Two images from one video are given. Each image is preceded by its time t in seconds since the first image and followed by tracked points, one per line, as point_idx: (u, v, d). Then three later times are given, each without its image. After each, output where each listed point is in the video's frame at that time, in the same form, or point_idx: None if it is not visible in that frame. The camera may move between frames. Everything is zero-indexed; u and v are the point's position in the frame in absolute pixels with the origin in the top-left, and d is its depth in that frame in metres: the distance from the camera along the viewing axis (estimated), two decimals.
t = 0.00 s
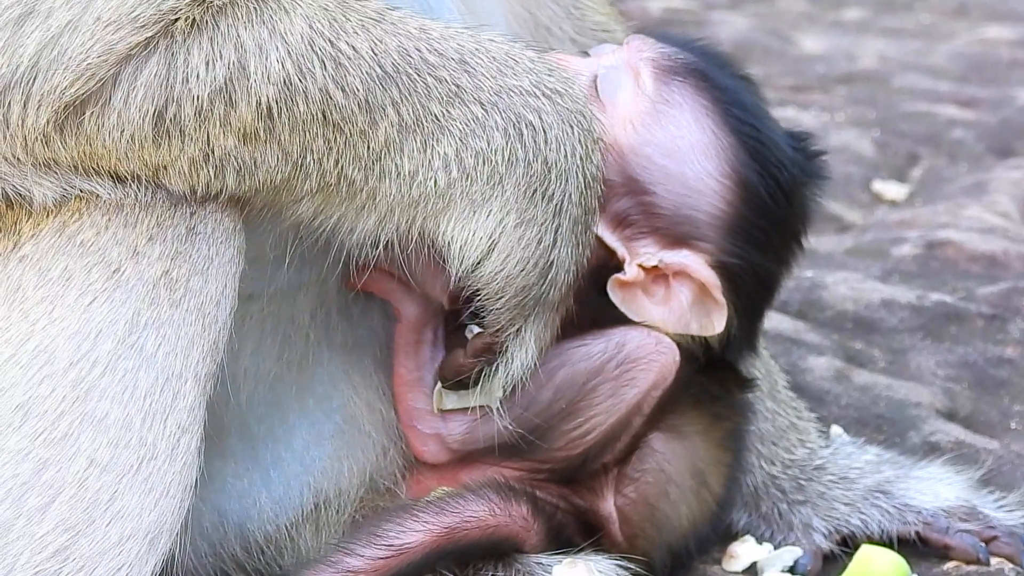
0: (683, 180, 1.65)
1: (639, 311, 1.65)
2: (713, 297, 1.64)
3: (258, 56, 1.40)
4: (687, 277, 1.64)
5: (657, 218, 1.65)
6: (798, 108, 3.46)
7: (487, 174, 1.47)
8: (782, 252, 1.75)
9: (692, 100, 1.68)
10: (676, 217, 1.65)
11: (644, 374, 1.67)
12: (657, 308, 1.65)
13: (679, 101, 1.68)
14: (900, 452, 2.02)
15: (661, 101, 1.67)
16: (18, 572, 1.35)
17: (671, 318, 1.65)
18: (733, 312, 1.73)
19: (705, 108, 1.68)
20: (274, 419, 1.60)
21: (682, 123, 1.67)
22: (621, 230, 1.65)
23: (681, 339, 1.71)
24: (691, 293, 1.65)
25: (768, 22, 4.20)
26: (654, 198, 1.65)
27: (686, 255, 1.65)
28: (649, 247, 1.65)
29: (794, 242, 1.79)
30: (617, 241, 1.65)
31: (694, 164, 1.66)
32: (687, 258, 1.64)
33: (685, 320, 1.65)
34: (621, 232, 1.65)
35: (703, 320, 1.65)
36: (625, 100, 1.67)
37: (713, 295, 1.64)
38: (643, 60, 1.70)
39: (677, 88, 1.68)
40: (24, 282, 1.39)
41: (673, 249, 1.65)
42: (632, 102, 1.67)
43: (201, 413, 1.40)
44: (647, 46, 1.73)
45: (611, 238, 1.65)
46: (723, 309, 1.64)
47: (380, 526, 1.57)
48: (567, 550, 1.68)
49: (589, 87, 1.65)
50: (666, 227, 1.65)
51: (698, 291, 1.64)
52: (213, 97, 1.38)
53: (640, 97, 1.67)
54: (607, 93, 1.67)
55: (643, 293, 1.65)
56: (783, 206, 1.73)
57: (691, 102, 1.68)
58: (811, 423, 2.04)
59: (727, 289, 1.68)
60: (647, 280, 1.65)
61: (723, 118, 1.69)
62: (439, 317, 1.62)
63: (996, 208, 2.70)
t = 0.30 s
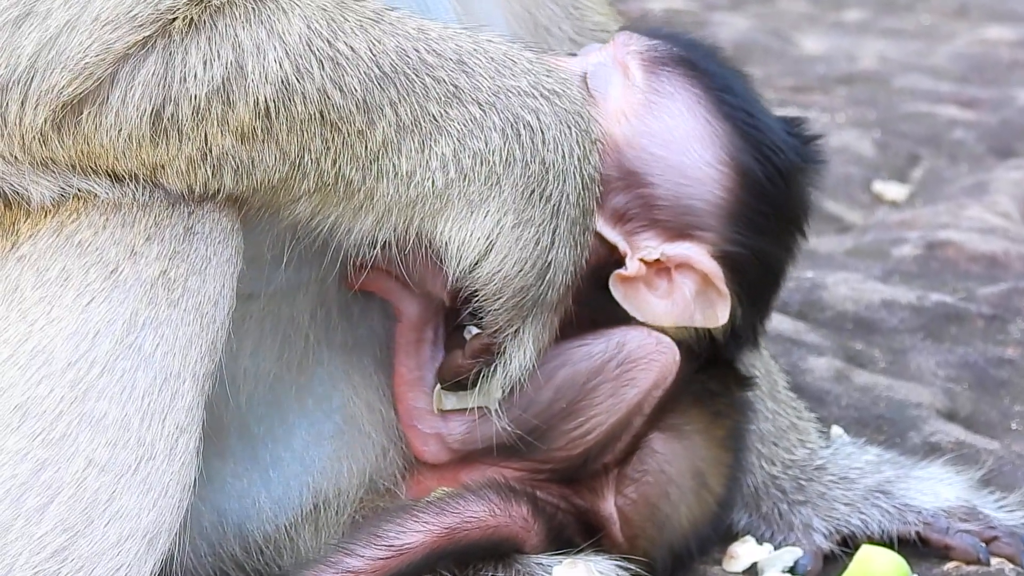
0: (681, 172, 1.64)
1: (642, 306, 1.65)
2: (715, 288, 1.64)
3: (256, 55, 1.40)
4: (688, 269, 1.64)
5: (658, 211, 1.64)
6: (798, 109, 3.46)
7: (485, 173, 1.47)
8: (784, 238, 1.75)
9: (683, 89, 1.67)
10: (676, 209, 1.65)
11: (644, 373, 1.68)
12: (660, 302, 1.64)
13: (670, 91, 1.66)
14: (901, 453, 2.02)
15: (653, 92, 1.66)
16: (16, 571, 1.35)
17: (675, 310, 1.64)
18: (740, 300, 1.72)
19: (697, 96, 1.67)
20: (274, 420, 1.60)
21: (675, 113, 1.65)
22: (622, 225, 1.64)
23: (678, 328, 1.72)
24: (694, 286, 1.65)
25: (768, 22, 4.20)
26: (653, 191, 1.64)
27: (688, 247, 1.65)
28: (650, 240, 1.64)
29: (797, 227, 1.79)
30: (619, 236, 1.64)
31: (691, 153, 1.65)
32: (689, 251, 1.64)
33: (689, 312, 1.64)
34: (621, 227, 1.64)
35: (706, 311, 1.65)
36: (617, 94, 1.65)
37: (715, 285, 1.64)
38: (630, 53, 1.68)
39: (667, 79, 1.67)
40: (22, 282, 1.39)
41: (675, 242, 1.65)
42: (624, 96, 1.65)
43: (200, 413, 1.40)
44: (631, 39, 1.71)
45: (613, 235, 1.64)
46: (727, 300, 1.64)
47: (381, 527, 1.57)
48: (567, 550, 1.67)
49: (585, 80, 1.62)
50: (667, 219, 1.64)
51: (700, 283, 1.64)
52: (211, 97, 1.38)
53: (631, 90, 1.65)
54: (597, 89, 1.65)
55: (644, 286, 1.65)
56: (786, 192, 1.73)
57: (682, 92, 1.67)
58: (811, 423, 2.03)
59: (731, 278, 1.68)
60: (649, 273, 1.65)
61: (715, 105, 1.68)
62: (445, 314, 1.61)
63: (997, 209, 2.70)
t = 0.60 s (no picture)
0: (683, 158, 1.65)
1: (662, 295, 1.63)
2: (733, 264, 1.61)
3: (252, 54, 1.40)
4: (704, 250, 1.62)
5: (666, 202, 1.65)
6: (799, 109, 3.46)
7: (482, 170, 1.47)
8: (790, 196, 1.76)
9: (674, 76, 1.68)
10: (685, 195, 1.65)
11: (654, 374, 1.68)
12: (679, 284, 1.63)
13: (661, 80, 1.67)
14: (901, 452, 2.02)
15: (645, 86, 1.67)
16: (12, 569, 1.35)
17: (695, 293, 1.62)
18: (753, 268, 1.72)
19: (689, 81, 1.68)
20: (272, 418, 1.60)
21: (668, 103, 1.67)
22: (632, 218, 1.67)
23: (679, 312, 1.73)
24: (711, 265, 1.62)
25: (770, 23, 4.19)
26: (659, 183, 1.65)
27: (701, 230, 1.64)
28: (660, 230, 1.65)
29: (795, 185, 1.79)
30: (627, 228, 1.66)
31: (691, 140, 1.66)
32: (702, 234, 1.63)
33: (710, 292, 1.62)
34: (632, 221, 1.67)
35: (727, 288, 1.62)
36: (608, 92, 1.68)
37: (733, 261, 1.61)
38: (615, 50, 1.71)
39: (656, 68, 1.68)
40: (18, 280, 1.38)
41: (689, 228, 1.65)
42: (615, 94, 1.68)
43: (196, 411, 1.40)
44: (615, 33, 1.73)
45: (622, 228, 1.67)
46: (745, 274, 1.62)
47: (379, 525, 1.56)
48: (567, 548, 1.68)
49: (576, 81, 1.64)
50: (675, 208, 1.65)
51: (717, 261, 1.62)
52: (208, 96, 1.38)
53: (620, 87, 1.68)
54: (588, 90, 1.68)
55: (662, 272, 1.63)
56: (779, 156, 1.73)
57: (673, 79, 1.68)
58: (811, 422, 2.02)
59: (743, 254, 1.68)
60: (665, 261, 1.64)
61: (709, 87, 1.69)
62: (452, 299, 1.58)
63: (998, 208, 2.69)
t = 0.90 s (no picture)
0: (677, 141, 1.67)
1: (655, 278, 1.64)
2: (725, 246, 1.63)
3: (248, 47, 1.39)
4: (697, 232, 1.64)
5: (659, 184, 1.67)
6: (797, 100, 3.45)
7: (478, 159, 1.47)
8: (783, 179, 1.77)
9: (666, 58, 1.68)
10: (678, 177, 1.67)
11: (653, 374, 1.68)
12: (671, 267, 1.64)
13: (653, 61, 1.68)
14: (898, 442, 2.02)
15: (637, 69, 1.68)
16: (8, 564, 1.34)
17: (686, 276, 1.63)
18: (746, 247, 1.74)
19: (681, 62, 1.68)
20: (267, 410, 1.59)
21: (660, 85, 1.67)
22: (626, 200, 1.68)
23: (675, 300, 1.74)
24: (704, 247, 1.64)
25: (768, 13, 4.18)
26: (652, 165, 1.67)
27: (694, 211, 1.66)
28: (656, 213, 1.67)
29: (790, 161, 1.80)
30: (622, 212, 1.68)
31: (685, 122, 1.67)
32: (695, 215, 1.65)
33: (702, 274, 1.63)
34: (626, 203, 1.68)
35: (720, 271, 1.63)
36: (600, 77, 1.69)
37: (725, 242, 1.63)
38: (606, 35, 1.70)
39: (648, 50, 1.68)
40: (13, 276, 1.38)
41: (682, 209, 1.66)
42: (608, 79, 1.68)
43: (193, 406, 1.40)
44: (607, 16, 1.72)
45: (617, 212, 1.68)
46: (738, 255, 1.63)
47: (377, 517, 1.55)
48: (564, 540, 1.69)
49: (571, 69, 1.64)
50: (666, 190, 1.67)
51: (710, 243, 1.64)
52: (204, 90, 1.37)
53: (613, 71, 1.68)
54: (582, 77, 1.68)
55: (655, 255, 1.65)
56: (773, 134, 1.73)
57: (665, 62, 1.68)
58: (806, 412, 2.02)
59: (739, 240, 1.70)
60: (657, 244, 1.66)
61: (702, 71, 1.69)
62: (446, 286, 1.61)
63: (995, 198, 2.69)
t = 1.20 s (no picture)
0: (686, 152, 1.63)
1: (673, 266, 1.65)
2: (738, 224, 1.64)
3: (242, 44, 1.38)
4: (708, 218, 1.64)
5: (664, 187, 1.64)
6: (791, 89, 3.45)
7: (473, 151, 1.46)
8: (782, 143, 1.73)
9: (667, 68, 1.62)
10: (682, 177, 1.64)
11: (640, 366, 1.69)
12: (688, 253, 1.65)
13: (653, 71, 1.61)
14: (891, 432, 2.01)
15: (638, 85, 1.61)
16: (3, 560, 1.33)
17: (703, 259, 1.64)
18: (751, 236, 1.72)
19: (682, 70, 1.62)
20: (261, 400, 1.58)
21: (663, 97, 1.61)
22: (630, 204, 1.65)
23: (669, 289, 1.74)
24: (717, 230, 1.65)
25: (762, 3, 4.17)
26: (660, 176, 1.63)
27: (703, 201, 1.64)
28: (665, 210, 1.65)
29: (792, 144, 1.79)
30: (629, 215, 1.65)
31: (691, 131, 1.63)
32: (705, 204, 1.64)
33: (719, 255, 1.64)
34: (629, 207, 1.65)
35: (735, 249, 1.65)
36: (601, 97, 1.62)
37: (738, 221, 1.64)
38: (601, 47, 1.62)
39: (647, 62, 1.61)
40: (9, 273, 1.37)
41: (690, 200, 1.65)
42: (607, 96, 1.62)
43: (188, 403, 1.39)
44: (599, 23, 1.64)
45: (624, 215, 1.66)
46: (753, 231, 1.64)
47: (374, 505, 1.54)
48: (556, 532, 1.68)
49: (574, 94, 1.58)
50: (673, 190, 1.64)
51: (723, 224, 1.65)
52: (198, 86, 1.36)
53: (612, 88, 1.62)
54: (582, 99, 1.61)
55: (671, 246, 1.65)
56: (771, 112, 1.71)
57: (665, 72, 1.61)
58: (800, 403, 2.01)
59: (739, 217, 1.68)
60: (671, 236, 1.65)
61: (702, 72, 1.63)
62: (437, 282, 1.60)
63: (990, 186, 2.69)
